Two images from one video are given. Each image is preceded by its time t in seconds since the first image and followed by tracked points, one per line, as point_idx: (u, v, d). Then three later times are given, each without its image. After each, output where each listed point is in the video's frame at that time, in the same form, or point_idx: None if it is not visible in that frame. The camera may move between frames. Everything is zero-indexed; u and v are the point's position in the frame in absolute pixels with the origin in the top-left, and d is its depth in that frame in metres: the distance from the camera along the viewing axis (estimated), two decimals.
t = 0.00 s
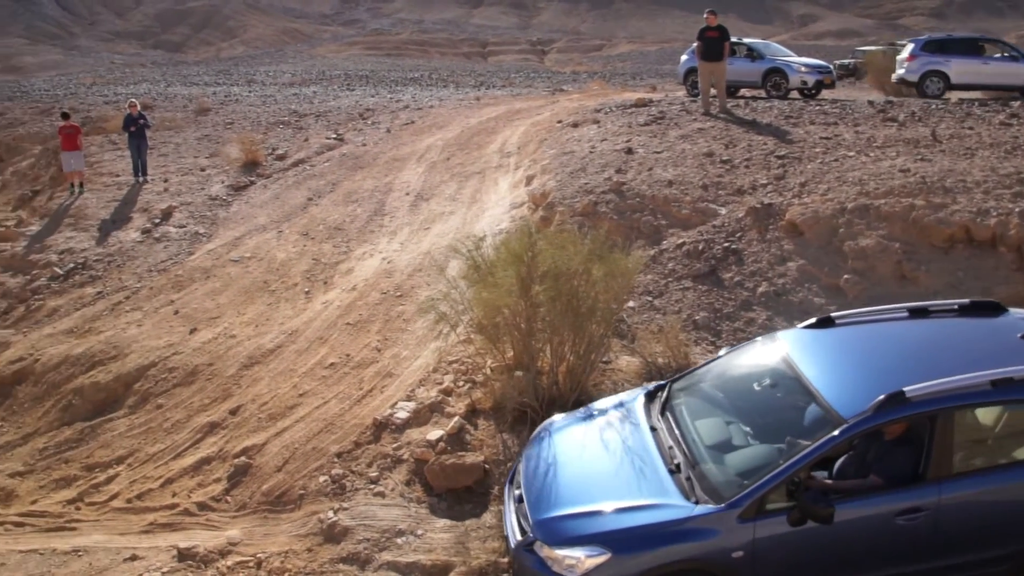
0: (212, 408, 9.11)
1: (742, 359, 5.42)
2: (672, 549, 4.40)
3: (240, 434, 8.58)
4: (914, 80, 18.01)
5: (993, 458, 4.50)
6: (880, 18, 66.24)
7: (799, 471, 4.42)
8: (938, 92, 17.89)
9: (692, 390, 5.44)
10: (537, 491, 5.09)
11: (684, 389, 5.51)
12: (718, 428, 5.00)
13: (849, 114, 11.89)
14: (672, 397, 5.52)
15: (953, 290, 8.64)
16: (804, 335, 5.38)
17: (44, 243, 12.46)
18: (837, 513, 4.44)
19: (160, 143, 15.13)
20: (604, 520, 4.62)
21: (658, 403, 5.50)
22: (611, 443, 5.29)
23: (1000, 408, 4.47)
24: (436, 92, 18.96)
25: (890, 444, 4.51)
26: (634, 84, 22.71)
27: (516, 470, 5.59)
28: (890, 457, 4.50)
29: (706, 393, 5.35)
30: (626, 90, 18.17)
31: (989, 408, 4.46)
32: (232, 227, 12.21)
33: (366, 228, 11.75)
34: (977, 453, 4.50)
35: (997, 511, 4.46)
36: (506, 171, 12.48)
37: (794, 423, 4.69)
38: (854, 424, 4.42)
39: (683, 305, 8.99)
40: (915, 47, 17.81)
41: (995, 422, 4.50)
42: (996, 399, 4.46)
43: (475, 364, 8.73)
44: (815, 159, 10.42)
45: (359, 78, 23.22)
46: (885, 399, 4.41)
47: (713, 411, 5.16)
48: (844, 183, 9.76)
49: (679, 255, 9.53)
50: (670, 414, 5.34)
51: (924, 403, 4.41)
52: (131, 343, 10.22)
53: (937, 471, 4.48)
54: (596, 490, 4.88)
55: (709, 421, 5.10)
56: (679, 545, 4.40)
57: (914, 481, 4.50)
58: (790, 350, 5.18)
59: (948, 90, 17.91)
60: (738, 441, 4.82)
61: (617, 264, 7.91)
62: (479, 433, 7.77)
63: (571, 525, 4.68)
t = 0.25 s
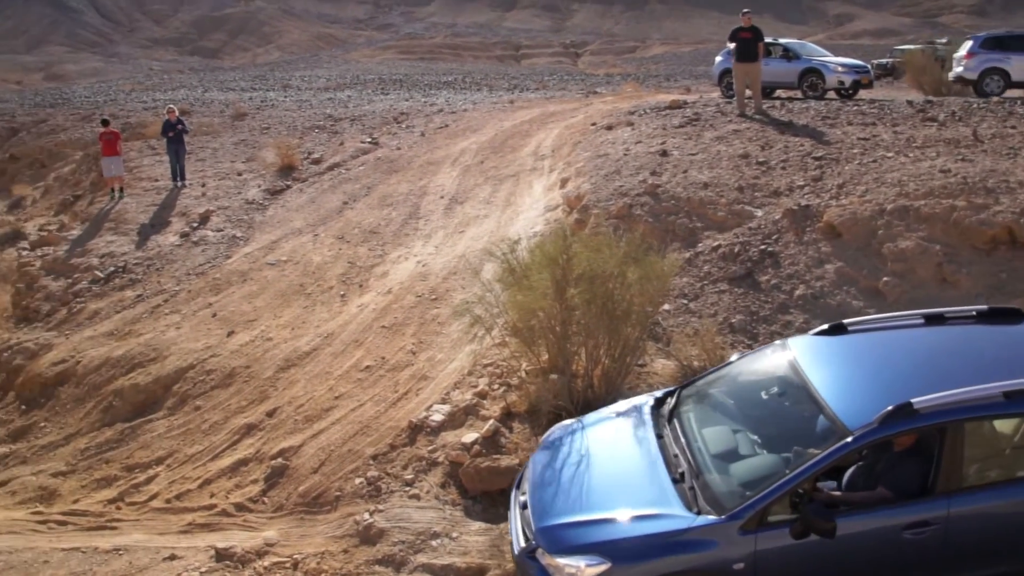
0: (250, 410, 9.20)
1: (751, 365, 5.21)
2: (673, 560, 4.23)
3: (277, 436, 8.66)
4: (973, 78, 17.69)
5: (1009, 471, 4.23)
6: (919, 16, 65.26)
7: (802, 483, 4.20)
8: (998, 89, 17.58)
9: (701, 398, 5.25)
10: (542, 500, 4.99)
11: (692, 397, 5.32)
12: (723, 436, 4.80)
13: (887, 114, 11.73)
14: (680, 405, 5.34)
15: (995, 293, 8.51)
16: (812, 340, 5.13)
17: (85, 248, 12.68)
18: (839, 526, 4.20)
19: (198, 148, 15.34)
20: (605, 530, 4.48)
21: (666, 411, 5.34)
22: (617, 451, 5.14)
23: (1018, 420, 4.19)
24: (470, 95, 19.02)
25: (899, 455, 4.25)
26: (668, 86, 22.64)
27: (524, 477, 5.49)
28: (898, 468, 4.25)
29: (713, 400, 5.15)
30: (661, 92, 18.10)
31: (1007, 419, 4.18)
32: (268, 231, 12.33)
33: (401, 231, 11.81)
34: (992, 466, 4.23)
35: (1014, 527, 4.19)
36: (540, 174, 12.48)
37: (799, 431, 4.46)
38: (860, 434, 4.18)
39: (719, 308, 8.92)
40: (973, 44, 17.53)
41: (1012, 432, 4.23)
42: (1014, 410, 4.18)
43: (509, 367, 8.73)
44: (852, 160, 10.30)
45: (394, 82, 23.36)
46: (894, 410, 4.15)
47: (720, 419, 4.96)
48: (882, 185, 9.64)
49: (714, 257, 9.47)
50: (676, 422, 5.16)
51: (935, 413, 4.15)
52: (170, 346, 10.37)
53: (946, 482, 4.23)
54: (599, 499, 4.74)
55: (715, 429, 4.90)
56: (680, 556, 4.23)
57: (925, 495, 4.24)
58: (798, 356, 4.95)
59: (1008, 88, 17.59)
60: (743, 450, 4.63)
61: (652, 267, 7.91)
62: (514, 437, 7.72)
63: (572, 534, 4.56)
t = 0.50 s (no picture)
0: (284, 410, 9.28)
1: (761, 372, 5.02)
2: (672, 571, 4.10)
3: (310, 436, 8.73)
4: None
5: None
6: (956, 15, 64.34)
7: (806, 497, 4.02)
8: None
9: (708, 404, 5.08)
10: (547, 505, 4.89)
11: (700, 403, 5.14)
12: (729, 445, 4.63)
13: (926, 117, 11.58)
14: (688, 410, 5.18)
15: None
16: (821, 349, 4.90)
17: (123, 249, 12.88)
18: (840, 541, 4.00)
19: (233, 151, 15.53)
20: (605, 539, 4.37)
21: (674, 417, 5.17)
22: (623, 457, 5.01)
23: None
24: (503, 99, 19.04)
25: (908, 471, 4.03)
26: (702, 88, 22.54)
27: (531, 481, 5.40)
28: (904, 482, 4.03)
29: (721, 407, 4.97)
30: (695, 95, 18.04)
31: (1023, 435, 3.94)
32: (302, 233, 12.44)
33: (434, 234, 11.85)
34: (1007, 482, 4.00)
35: None
36: (573, 177, 12.46)
37: (804, 441, 4.27)
38: (864, 451, 3.97)
39: (754, 312, 8.86)
40: None
41: None
42: None
43: (542, 371, 8.72)
44: (890, 163, 10.18)
45: (426, 85, 23.47)
46: (901, 425, 3.93)
47: (726, 427, 4.78)
48: (921, 188, 9.51)
49: (749, 261, 9.40)
50: (682, 429, 5.00)
51: (945, 429, 3.92)
52: (206, 346, 10.49)
53: (955, 498, 3.99)
54: (602, 507, 4.62)
55: (721, 438, 4.73)
56: (680, 568, 4.10)
57: (934, 512, 4.01)
58: (808, 364, 4.74)
59: None
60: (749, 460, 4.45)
61: (687, 270, 7.87)
62: (546, 439, 7.72)
63: (572, 542, 4.45)
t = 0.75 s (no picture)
0: (325, 407, 9.37)
1: (776, 383, 4.87)
2: None
3: (351, 433, 8.81)
4: None
5: None
6: (1005, 12, 62.94)
7: (808, 515, 3.87)
8: None
9: (720, 414, 4.94)
10: (552, 511, 4.84)
11: (712, 411, 5.01)
12: (735, 457, 4.50)
13: (977, 117, 11.35)
14: (698, 419, 5.05)
15: None
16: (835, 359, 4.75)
17: (168, 246, 13.08)
18: (839, 559, 3.84)
19: (277, 150, 15.70)
20: (605, 549, 4.29)
21: (684, 426, 5.05)
22: (630, 465, 4.91)
23: None
24: (545, 98, 19.03)
25: (917, 488, 3.84)
26: (746, 88, 22.31)
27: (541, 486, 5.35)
28: (910, 500, 3.85)
29: (731, 417, 4.84)
30: (739, 94, 17.88)
31: None
32: (345, 232, 12.54)
33: (475, 233, 11.89)
34: None
35: None
36: (615, 177, 12.41)
37: (811, 455, 4.12)
38: (868, 468, 3.81)
39: (797, 315, 8.76)
40: None
41: None
42: None
43: (582, 371, 8.70)
44: (940, 164, 10.00)
45: (468, 85, 23.53)
46: (907, 443, 3.74)
47: (734, 439, 4.64)
48: (971, 190, 9.34)
49: (793, 263, 9.30)
50: (690, 439, 4.87)
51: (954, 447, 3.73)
52: (249, 343, 10.62)
53: (964, 517, 3.79)
54: (605, 516, 4.54)
55: (728, 450, 4.60)
56: None
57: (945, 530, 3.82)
58: (820, 377, 4.59)
59: None
60: (754, 473, 4.31)
61: (730, 272, 7.82)
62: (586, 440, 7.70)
63: (574, 551, 4.39)
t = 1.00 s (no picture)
0: (367, 402, 9.45)
1: (791, 386, 4.74)
2: None
3: (392, 428, 8.87)
4: None
5: None
6: None
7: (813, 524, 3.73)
8: None
9: (734, 417, 4.82)
10: (562, 511, 4.77)
11: (726, 414, 4.90)
12: (745, 463, 4.38)
13: None
14: (711, 422, 4.94)
15: None
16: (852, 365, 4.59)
17: (213, 242, 13.27)
18: (843, 570, 3.68)
19: (321, 147, 15.87)
20: (611, 554, 4.21)
21: (697, 429, 4.93)
22: (641, 467, 4.81)
23: None
24: (587, 95, 18.99)
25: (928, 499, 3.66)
26: (792, 85, 22.07)
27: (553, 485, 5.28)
28: (920, 510, 3.66)
29: (744, 421, 4.72)
30: (785, 92, 17.70)
31: None
32: (387, 229, 12.62)
33: (517, 231, 11.90)
34: None
35: None
36: (658, 175, 12.35)
37: (821, 462, 3.98)
38: (876, 477, 3.65)
39: (843, 316, 8.64)
40: None
41: None
42: None
43: (624, 370, 8.67)
44: (992, 163, 9.81)
45: (510, 82, 23.56)
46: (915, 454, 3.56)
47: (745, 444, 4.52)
48: None
49: (839, 263, 9.18)
50: (702, 443, 4.76)
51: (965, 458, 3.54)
52: (292, 338, 10.73)
53: (978, 527, 3.60)
54: (613, 519, 4.46)
55: (738, 455, 4.48)
56: None
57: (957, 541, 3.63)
58: (834, 382, 4.44)
59: None
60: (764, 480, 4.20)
61: (775, 271, 7.77)
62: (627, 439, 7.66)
63: (580, 554, 4.32)
